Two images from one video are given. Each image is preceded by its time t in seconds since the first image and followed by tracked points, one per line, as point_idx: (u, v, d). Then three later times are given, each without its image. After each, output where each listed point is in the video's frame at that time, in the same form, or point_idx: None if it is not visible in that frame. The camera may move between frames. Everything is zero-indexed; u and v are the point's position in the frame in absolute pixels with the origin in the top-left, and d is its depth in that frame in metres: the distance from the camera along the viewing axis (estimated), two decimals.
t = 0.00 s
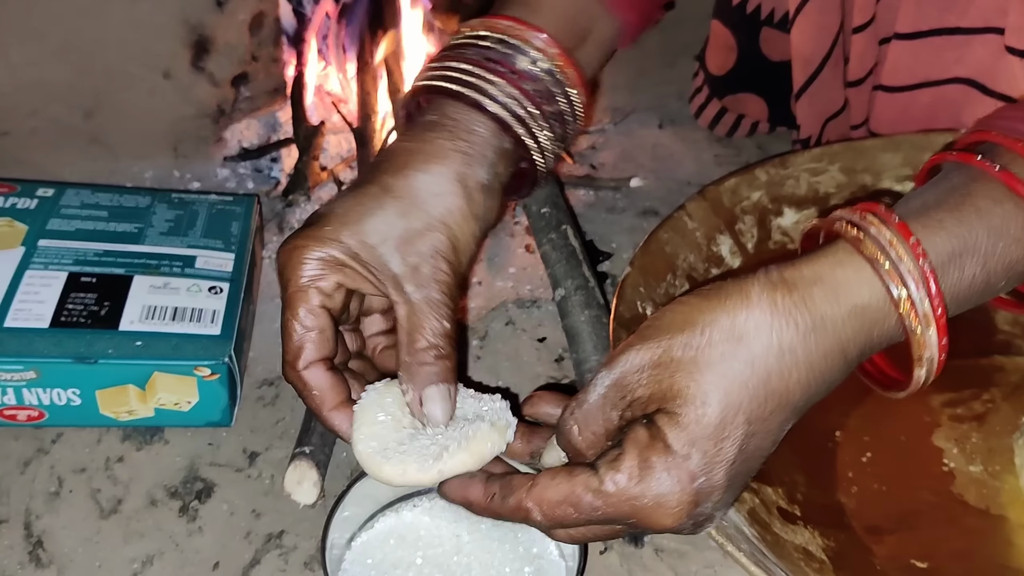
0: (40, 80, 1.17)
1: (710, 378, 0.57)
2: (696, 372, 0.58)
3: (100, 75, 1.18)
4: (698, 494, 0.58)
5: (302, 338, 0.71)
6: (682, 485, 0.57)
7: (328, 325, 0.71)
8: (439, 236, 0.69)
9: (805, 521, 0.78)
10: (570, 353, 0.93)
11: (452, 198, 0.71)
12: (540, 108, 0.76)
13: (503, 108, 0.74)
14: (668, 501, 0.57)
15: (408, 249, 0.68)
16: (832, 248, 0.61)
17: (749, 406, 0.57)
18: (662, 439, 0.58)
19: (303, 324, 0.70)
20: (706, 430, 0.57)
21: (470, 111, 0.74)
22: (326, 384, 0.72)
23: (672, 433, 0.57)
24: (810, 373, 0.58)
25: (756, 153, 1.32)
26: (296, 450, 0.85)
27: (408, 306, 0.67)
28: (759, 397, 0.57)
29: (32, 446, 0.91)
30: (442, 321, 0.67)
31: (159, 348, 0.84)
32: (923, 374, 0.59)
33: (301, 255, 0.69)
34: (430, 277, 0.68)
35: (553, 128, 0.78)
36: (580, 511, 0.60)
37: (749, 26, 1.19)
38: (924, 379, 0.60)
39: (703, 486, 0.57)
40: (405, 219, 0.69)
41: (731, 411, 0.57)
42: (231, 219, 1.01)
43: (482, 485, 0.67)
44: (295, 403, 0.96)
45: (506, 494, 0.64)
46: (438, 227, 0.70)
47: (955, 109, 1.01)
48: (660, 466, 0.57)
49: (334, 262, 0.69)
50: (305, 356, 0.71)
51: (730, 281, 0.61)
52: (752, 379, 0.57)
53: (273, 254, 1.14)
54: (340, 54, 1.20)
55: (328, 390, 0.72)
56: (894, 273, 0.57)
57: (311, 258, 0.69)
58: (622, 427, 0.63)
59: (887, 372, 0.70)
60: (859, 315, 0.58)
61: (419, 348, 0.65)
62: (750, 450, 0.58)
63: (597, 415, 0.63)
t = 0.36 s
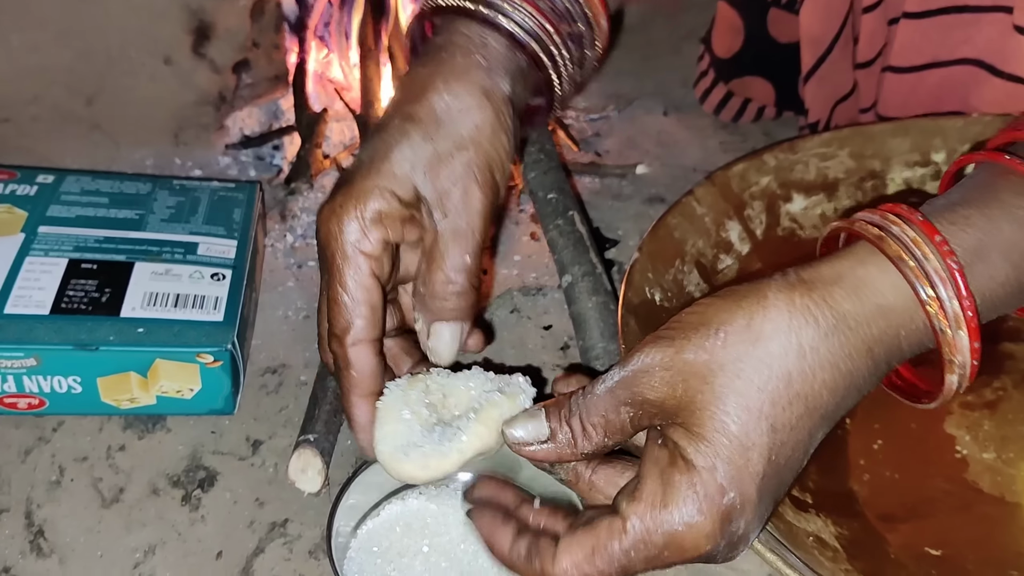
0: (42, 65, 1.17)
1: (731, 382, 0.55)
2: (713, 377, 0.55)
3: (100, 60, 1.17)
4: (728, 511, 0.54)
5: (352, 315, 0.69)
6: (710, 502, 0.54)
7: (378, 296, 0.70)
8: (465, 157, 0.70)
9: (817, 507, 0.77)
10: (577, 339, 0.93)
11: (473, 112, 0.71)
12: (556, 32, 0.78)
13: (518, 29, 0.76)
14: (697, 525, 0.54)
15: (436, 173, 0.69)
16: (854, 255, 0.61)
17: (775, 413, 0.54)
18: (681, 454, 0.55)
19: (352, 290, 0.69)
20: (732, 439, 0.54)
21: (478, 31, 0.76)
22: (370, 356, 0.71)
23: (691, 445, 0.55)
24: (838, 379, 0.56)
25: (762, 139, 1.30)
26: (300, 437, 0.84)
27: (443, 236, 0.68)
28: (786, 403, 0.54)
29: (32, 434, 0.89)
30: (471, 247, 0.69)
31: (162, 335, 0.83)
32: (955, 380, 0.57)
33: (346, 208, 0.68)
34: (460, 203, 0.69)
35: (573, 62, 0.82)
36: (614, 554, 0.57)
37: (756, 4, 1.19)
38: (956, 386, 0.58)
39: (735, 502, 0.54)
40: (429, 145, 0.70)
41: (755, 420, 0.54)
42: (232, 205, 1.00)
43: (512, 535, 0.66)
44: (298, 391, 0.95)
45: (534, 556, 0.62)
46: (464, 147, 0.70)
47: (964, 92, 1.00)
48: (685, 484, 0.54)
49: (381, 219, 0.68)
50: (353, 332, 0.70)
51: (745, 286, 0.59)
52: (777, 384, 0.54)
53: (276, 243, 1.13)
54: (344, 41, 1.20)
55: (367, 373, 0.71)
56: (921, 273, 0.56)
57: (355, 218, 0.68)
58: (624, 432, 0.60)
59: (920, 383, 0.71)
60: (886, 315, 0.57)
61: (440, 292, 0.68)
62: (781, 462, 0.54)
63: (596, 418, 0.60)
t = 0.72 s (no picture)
0: (41, 61, 1.16)
1: (723, 378, 0.54)
2: (707, 366, 0.55)
3: (102, 56, 1.17)
4: (677, 488, 0.56)
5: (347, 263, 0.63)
6: (662, 474, 0.56)
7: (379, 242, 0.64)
8: (489, 167, 0.67)
9: (821, 501, 0.76)
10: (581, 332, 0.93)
11: (507, 129, 0.69)
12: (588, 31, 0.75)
13: (546, 31, 0.74)
14: (641, 490, 0.56)
15: (460, 176, 0.65)
16: (877, 268, 0.59)
17: (756, 412, 0.55)
18: (651, 426, 0.56)
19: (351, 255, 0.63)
20: (705, 427, 0.55)
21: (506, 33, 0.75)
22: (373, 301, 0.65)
23: (665, 421, 0.55)
24: (833, 391, 0.56)
25: (766, 132, 1.30)
26: (303, 432, 0.84)
27: (455, 241, 0.64)
28: (770, 408, 0.55)
29: (34, 430, 0.89)
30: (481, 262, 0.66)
31: (163, 329, 0.83)
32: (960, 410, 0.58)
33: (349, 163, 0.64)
34: (479, 211, 0.65)
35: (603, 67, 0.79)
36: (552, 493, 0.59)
37: None
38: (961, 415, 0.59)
39: (686, 480, 0.56)
40: (459, 145, 0.66)
41: (738, 413, 0.55)
42: (235, 200, 0.99)
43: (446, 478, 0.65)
44: (301, 385, 0.95)
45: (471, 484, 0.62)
46: (492, 157, 0.67)
47: (971, 85, 0.99)
48: (643, 452, 0.56)
49: (377, 180, 0.64)
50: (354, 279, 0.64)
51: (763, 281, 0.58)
52: (767, 387, 0.54)
53: (277, 238, 1.12)
54: (345, 35, 1.18)
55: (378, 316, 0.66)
56: (941, 300, 0.56)
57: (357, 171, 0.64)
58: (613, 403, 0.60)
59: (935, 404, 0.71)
60: (899, 340, 0.56)
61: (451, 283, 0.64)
62: (748, 454, 0.56)
63: (591, 384, 0.59)
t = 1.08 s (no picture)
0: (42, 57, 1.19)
1: (747, 430, 0.55)
2: (723, 412, 0.55)
3: (101, 50, 1.22)
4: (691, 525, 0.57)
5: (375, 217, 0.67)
6: (682, 515, 0.56)
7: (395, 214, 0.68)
8: (507, 112, 0.72)
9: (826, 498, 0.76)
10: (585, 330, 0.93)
11: (512, 75, 0.73)
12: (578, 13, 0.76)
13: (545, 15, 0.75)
14: (658, 529, 0.57)
15: (480, 129, 0.71)
16: (892, 294, 0.58)
17: (773, 460, 0.55)
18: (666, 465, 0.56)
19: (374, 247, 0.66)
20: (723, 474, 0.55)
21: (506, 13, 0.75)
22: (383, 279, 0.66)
23: (683, 466, 0.55)
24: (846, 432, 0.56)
25: (768, 128, 1.30)
26: (306, 429, 0.84)
27: (492, 187, 0.71)
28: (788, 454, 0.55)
29: (36, 428, 0.89)
30: (511, 210, 0.70)
31: (165, 327, 0.83)
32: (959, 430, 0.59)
33: (378, 144, 0.70)
34: (508, 155, 0.71)
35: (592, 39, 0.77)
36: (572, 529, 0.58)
37: None
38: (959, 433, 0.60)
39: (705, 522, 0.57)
40: (472, 100, 0.71)
41: (755, 462, 0.55)
42: (236, 197, 0.99)
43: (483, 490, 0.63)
44: (303, 383, 0.95)
45: (490, 511, 0.59)
46: (506, 103, 0.72)
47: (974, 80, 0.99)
48: (663, 496, 0.56)
49: (405, 152, 0.69)
50: (375, 244, 0.66)
51: (782, 317, 0.57)
52: (787, 436, 0.55)
53: (279, 235, 1.12)
54: (346, 31, 1.18)
55: (378, 283, 0.66)
56: (945, 314, 0.55)
57: (399, 137, 0.70)
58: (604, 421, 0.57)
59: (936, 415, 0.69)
60: (914, 379, 0.56)
61: (502, 227, 0.70)
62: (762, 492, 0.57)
63: (593, 410, 0.56)
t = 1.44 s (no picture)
0: (41, 57, 1.16)
1: (717, 357, 0.53)
2: (691, 343, 0.53)
3: (102, 51, 1.17)
4: (697, 478, 0.52)
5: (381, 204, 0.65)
6: (680, 468, 0.52)
7: (411, 201, 0.66)
8: (516, 138, 0.73)
9: (829, 497, 0.76)
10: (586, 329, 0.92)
11: (534, 104, 0.76)
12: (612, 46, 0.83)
13: (580, 44, 0.82)
14: (663, 490, 0.52)
15: (488, 145, 0.72)
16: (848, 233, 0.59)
17: (750, 386, 0.52)
18: (657, 421, 0.53)
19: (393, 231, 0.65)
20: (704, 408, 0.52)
21: (529, 35, 0.82)
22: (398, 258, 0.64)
23: (670, 416, 0.53)
24: (824, 359, 0.54)
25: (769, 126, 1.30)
26: (307, 429, 0.83)
27: (485, 203, 0.70)
28: (763, 376, 0.52)
29: (38, 429, 0.89)
30: (496, 229, 0.69)
31: (167, 328, 0.83)
32: (943, 361, 0.55)
33: (385, 120, 0.68)
34: (508, 176, 0.72)
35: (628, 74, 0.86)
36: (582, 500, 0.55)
37: None
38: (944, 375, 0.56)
39: (704, 468, 0.52)
40: (489, 115, 0.72)
41: (732, 389, 0.52)
42: (237, 197, 0.99)
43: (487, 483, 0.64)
44: (305, 383, 0.95)
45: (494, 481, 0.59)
46: (520, 128, 0.74)
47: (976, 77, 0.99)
48: (658, 450, 0.53)
49: (411, 137, 0.68)
50: (385, 229, 0.65)
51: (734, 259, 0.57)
52: (758, 355, 0.52)
53: (280, 235, 1.12)
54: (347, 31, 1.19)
55: (394, 271, 0.64)
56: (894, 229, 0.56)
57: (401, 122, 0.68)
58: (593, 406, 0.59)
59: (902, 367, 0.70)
60: (874, 294, 0.55)
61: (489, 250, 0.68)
62: (753, 435, 0.53)
63: (575, 381, 0.58)
